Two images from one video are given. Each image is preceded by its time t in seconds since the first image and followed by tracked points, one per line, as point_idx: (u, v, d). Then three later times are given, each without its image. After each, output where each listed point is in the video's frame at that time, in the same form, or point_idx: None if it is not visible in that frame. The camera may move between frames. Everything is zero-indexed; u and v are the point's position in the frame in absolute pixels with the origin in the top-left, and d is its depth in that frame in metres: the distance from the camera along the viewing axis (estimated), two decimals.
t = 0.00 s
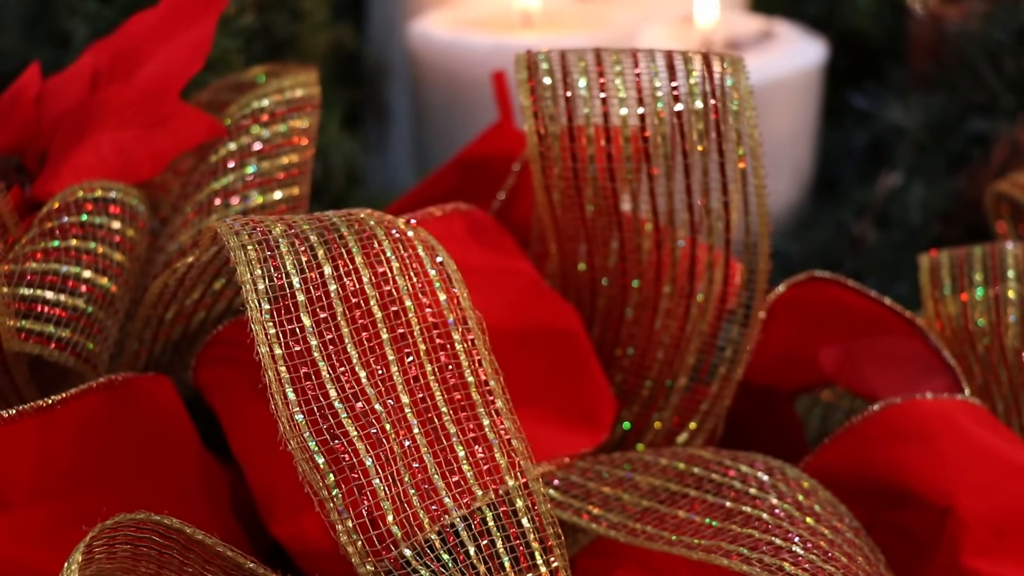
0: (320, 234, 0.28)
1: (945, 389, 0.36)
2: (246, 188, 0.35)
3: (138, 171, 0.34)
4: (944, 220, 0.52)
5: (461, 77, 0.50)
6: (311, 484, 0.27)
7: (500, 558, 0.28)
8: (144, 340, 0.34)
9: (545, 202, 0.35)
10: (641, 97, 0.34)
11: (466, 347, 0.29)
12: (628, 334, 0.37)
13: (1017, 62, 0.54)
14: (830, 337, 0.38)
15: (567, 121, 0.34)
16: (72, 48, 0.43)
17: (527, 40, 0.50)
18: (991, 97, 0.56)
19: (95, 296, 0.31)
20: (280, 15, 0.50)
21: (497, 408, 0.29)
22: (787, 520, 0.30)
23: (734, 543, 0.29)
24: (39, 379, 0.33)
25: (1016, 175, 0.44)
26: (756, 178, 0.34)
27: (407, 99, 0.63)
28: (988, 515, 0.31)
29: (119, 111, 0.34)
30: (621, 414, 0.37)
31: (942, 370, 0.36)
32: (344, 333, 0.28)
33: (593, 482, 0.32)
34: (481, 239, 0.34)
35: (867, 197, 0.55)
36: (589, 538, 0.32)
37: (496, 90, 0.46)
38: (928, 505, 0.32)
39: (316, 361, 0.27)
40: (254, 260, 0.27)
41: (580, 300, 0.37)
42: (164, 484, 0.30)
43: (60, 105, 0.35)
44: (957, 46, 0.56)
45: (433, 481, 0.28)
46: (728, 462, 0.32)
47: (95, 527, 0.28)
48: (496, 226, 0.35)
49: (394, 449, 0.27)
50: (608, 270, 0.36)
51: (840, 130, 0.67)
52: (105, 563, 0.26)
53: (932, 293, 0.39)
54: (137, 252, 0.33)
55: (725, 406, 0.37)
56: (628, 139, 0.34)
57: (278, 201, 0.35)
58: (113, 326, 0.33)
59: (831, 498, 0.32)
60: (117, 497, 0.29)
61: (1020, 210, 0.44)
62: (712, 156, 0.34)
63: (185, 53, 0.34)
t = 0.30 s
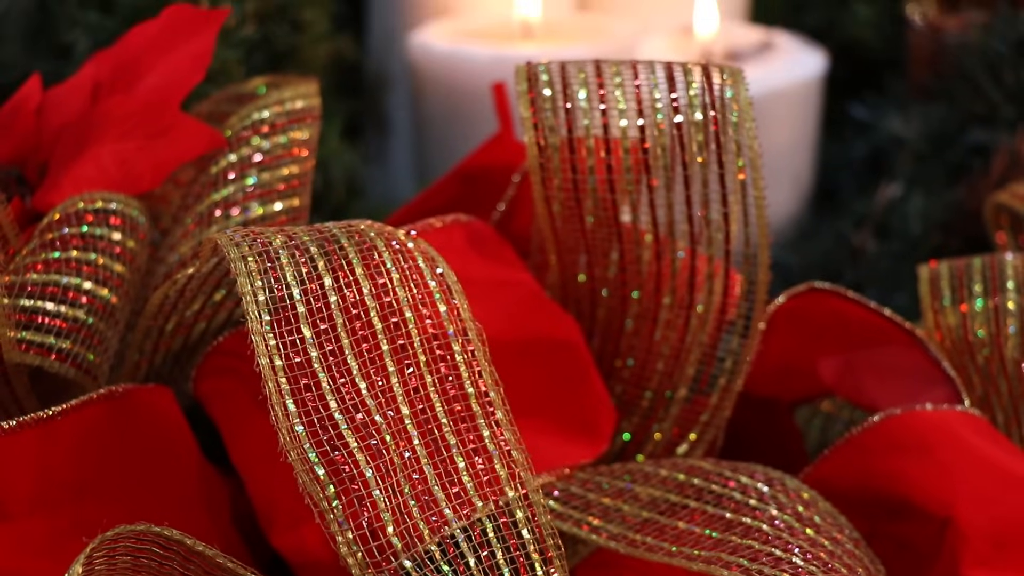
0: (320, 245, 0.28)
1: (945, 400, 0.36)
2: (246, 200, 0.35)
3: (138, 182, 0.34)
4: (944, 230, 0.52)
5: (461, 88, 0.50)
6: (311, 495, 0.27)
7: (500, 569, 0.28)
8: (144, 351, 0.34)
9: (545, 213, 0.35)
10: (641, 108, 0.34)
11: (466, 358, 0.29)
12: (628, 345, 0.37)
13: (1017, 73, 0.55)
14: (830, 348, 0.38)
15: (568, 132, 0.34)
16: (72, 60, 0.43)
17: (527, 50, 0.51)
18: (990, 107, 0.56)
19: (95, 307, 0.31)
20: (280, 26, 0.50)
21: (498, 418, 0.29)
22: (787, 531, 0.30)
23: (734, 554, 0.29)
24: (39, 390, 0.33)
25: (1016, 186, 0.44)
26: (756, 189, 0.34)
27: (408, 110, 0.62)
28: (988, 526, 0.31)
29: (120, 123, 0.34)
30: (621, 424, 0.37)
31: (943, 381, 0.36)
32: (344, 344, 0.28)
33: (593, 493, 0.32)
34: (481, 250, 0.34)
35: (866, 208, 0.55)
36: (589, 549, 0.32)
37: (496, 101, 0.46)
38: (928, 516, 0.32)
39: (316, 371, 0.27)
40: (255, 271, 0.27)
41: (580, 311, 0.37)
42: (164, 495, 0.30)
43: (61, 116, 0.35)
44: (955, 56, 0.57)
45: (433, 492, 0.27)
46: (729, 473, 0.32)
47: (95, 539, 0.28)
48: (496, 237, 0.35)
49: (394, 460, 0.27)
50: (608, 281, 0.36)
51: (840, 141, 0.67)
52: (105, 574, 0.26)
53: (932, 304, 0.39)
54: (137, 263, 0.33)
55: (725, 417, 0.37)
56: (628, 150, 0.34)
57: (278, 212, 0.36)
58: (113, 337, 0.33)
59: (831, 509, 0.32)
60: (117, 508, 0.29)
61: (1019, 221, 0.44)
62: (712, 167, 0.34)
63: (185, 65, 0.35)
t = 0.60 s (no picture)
0: (320, 257, 0.29)
1: (945, 411, 0.36)
2: (246, 211, 0.35)
3: (139, 194, 0.34)
4: (944, 241, 0.52)
5: (461, 99, 0.51)
6: (311, 507, 0.26)
7: None
8: (144, 362, 0.34)
9: (545, 225, 0.35)
10: (641, 119, 0.34)
11: (466, 369, 0.29)
12: (627, 356, 0.37)
13: (1016, 85, 0.55)
14: (830, 358, 0.38)
15: (568, 143, 0.34)
16: (74, 71, 0.44)
17: (528, 62, 0.51)
18: (990, 119, 0.56)
19: (95, 318, 0.31)
20: (280, 37, 0.50)
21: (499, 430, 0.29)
22: (787, 542, 0.30)
23: (734, 565, 0.29)
24: (39, 401, 0.33)
25: (1016, 197, 0.44)
26: (756, 201, 0.34)
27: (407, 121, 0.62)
28: (988, 537, 0.31)
29: (121, 133, 0.34)
30: (621, 436, 0.37)
31: (942, 392, 0.36)
32: (344, 356, 0.28)
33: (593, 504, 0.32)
34: (482, 261, 0.34)
35: (866, 219, 0.55)
36: (589, 560, 0.32)
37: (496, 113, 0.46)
38: (928, 528, 0.32)
39: (316, 383, 0.27)
40: (255, 282, 0.27)
41: (580, 322, 0.37)
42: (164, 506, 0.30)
43: (61, 128, 0.35)
44: (955, 67, 0.58)
45: (433, 504, 0.27)
46: (728, 484, 0.32)
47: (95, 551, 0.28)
48: (496, 248, 0.35)
49: (394, 472, 0.27)
50: (608, 293, 0.36)
51: (839, 152, 0.67)
52: None
53: (932, 315, 0.38)
54: (137, 274, 0.33)
55: (725, 428, 0.37)
56: (628, 161, 0.34)
57: (278, 224, 0.36)
58: (114, 349, 0.32)
59: (831, 521, 0.32)
60: (117, 519, 0.29)
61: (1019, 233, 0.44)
62: (712, 178, 0.34)
63: (186, 77, 0.35)
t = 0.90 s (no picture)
0: (320, 269, 0.29)
1: (945, 423, 0.36)
2: (246, 223, 0.35)
3: (139, 206, 0.34)
4: (944, 252, 0.52)
5: (461, 111, 0.51)
6: (311, 518, 0.26)
7: None
8: (144, 374, 0.34)
9: (545, 236, 0.35)
10: (641, 131, 0.34)
11: (466, 381, 0.29)
12: (627, 367, 0.37)
13: (1015, 96, 0.56)
14: (830, 370, 0.38)
15: (567, 155, 0.34)
16: (75, 83, 0.44)
17: (527, 73, 0.51)
18: (989, 131, 0.56)
19: (96, 329, 0.31)
20: (280, 49, 0.50)
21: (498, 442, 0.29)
22: (787, 554, 0.30)
23: None
24: (39, 412, 0.33)
25: (1015, 208, 0.44)
26: (756, 213, 0.34)
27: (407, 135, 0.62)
28: (988, 549, 0.31)
29: (121, 145, 0.34)
30: (621, 447, 0.37)
31: (942, 404, 0.36)
32: (344, 367, 0.28)
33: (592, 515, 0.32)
34: (481, 272, 0.34)
35: (866, 230, 0.56)
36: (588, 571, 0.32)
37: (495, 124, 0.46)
38: (928, 539, 0.32)
39: (316, 395, 0.27)
40: (255, 294, 0.27)
41: (580, 333, 0.37)
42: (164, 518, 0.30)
43: (61, 140, 0.35)
44: (955, 79, 0.58)
45: (433, 516, 0.27)
46: (728, 496, 0.33)
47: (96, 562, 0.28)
48: (496, 259, 0.35)
49: (393, 484, 0.27)
50: (608, 304, 0.36)
51: (839, 163, 0.67)
52: None
53: (932, 327, 0.39)
54: (138, 286, 0.33)
55: (725, 439, 0.37)
56: (627, 173, 0.34)
57: (278, 235, 0.36)
58: (114, 360, 0.32)
59: (831, 532, 0.31)
60: (118, 532, 0.29)
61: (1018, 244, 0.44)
62: (712, 191, 0.34)
63: (187, 89, 0.35)
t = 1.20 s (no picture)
0: (321, 280, 0.29)
1: (945, 434, 0.36)
2: (246, 234, 0.36)
3: (139, 217, 0.34)
4: (943, 263, 0.52)
5: (461, 122, 0.51)
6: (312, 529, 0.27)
7: None
8: (145, 385, 0.34)
9: (545, 247, 0.36)
10: (640, 143, 0.34)
11: (466, 393, 0.29)
12: (628, 378, 0.37)
13: (1014, 107, 0.56)
14: (830, 381, 0.38)
15: (568, 166, 0.34)
16: (76, 94, 0.44)
17: (527, 84, 0.51)
18: (989, 141, 0.56)
19: (97, 341, 0.32)
20: (280, 60, 0.51)
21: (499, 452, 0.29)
22: (787, 565, 0.30)
23: None
24: (40, 424, 0.33)
25: (1015, 219, 0.45)
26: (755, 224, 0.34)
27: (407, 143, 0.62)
28: (988, 560, 0.31)
29: (122, 157, 0.34)
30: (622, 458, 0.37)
31: (942, 415, 0.36)
32: (344, 379, 0.28)
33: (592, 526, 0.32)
34: (482, 284, 0.34)
35: (866, 240, 0.56)
36: None
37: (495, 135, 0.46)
38: (928, 549, 0.32)
39: (316, 406, 0.27)
40: (256, 305, 0.27)
41: (580, 344, 0.37)
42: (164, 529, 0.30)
43: (63, 151, 0.35)
44: (955, 89, 0.58)
45: (433, 527, 0.27)
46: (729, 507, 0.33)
47: (95, 572, 0.28)
48: (496, 271, 0.35)
49: (395, 493, 0.27)
50: (608, 315, 0.36)
51: (838, 173, 0.67)
52: None
53: (932, 337, 0.39)
54: (139, 297, 0.33)
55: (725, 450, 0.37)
56: (628, 184, 0.34)
57: (279, 246, 0.36)
58: (114, 371, 0.33)
59: (831, 543, 0.32)
60: (119, 542, 0.29)
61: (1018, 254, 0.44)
62: (711, 203, 0.34)
63: (188, 100, 0.35)
